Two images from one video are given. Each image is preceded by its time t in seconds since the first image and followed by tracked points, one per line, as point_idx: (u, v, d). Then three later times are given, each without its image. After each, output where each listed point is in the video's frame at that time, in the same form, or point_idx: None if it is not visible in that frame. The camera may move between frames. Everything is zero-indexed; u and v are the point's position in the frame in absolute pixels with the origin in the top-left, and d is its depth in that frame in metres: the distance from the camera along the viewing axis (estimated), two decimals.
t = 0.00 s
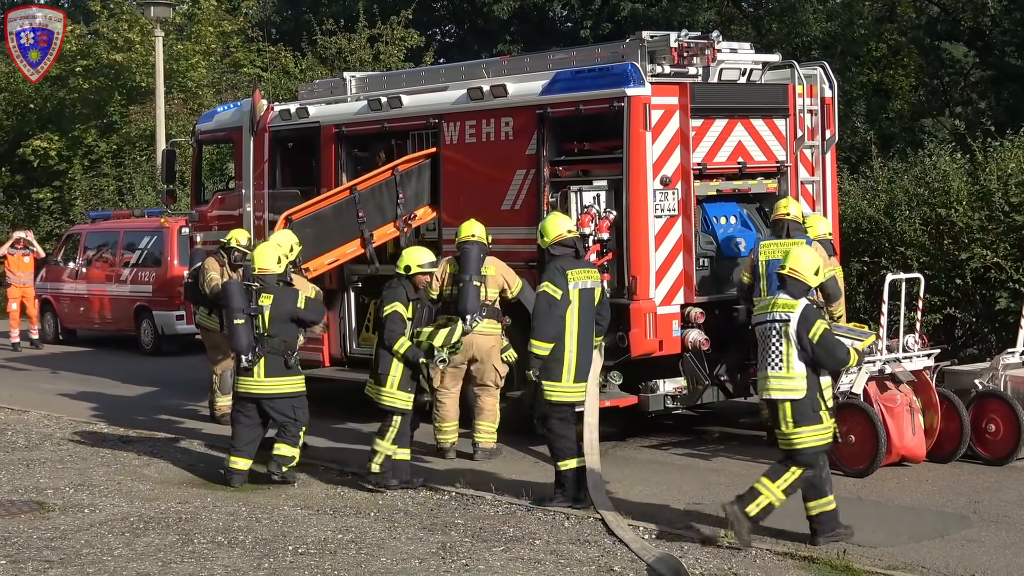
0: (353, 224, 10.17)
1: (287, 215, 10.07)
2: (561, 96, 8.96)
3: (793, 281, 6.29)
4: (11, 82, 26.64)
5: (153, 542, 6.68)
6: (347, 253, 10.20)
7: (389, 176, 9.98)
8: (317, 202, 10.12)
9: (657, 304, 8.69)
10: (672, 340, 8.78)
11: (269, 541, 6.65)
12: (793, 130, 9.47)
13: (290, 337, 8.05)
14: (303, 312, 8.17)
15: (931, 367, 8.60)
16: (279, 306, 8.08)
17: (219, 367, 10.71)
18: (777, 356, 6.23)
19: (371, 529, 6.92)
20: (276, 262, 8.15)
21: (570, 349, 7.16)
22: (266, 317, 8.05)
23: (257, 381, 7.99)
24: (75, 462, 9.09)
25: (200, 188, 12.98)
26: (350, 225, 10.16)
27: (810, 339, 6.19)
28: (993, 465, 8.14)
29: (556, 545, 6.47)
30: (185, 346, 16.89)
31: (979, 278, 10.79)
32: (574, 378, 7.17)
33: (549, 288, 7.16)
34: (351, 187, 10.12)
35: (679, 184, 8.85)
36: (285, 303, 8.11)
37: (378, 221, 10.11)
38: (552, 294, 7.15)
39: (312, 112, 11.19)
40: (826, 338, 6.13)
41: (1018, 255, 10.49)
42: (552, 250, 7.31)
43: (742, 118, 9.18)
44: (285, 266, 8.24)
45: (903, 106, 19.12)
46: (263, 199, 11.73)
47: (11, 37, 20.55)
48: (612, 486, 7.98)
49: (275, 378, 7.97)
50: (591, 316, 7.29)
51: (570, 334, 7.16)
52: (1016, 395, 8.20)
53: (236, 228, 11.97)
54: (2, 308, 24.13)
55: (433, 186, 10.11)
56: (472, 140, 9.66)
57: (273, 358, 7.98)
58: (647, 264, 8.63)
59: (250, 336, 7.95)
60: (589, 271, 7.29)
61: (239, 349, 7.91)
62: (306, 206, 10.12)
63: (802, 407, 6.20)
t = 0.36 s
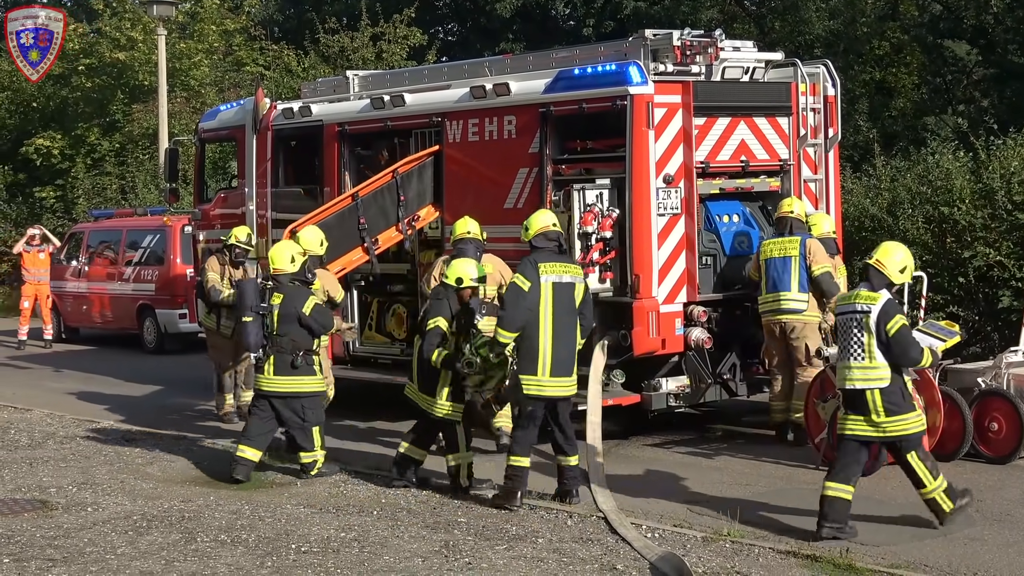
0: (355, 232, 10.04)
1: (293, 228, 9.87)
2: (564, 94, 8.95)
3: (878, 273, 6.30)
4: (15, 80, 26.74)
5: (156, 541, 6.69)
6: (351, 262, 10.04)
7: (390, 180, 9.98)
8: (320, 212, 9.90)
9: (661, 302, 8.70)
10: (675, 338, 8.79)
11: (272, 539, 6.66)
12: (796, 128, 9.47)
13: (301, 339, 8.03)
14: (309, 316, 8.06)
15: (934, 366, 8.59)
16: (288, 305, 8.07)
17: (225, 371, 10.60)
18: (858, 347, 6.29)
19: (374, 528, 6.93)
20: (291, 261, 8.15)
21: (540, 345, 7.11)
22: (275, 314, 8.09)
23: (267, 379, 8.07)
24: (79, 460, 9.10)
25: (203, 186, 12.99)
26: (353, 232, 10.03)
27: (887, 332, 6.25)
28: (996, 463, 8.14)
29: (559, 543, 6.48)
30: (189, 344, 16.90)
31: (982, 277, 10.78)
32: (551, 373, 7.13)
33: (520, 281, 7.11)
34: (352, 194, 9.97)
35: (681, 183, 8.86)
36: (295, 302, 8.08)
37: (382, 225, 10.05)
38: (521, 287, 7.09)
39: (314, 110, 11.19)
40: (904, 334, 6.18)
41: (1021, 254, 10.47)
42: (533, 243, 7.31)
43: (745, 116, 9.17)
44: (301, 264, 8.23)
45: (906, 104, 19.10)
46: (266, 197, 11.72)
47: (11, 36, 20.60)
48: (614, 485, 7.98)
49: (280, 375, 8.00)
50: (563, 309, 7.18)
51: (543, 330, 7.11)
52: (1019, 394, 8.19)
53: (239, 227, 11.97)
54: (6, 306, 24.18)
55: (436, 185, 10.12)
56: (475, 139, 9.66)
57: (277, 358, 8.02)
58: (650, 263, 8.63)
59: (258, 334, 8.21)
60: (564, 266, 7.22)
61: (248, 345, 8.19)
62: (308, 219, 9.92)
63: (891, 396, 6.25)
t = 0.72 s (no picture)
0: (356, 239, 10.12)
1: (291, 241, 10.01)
2: (567, 94, 8.94)
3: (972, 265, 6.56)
4: (18, 79, 26.78)
5: (158, 540, 6.69)
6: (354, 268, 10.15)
7: (388, 186, 10.03)
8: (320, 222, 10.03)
9: (662, 302, 8.69)
10: (677, 338, 8.79)
11: (274, 538, 6.66)
12: (798, 128, 9.47)
13: (327, 332, 8.24)
14: (335, 310, 8.24)
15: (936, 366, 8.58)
16: (314, 299, 8.23)
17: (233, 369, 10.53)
18: (946, 336, 6.49)
19: (375, 526, 6.93)
20: (318, 253, 8.30)
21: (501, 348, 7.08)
22: (303, 307, 8.24)
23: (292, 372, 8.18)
24: (80, 459, 9.10)
25: (205, 185, 12.99)
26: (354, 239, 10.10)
27: (977, 325, 6.47)
28: (998, 464, 8.14)
29: (561, 543, 6.48)
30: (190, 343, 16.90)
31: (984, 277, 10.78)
32: (515, 374, 7.06)
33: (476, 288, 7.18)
34: (351, 202, 10.07)
35: (683, 182, 8.86)
36: (320, 296, 8.24)
37: (382, 230, 10.11)
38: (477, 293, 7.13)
39: (316, 109, 11.20)
40: (994, 326, 6.42)
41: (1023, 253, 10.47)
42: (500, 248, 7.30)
43: (747, 116, 9.17)
44: (328, 256, 8.35)
45: (908, 104, 19.10)
46: (268, 196, 11.73)
47: (11, 36, 20.61)
48: (615, 484, 7.98)
49: (305, 368, 8.14)
50: (523, 310, 7.10)
51: (501, 333, 7.07)
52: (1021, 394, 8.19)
53: (241, 225, 11.98)
54: (7, 304, 24.20)
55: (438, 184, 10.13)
56: (477, 138, 9.66)
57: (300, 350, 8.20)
58: (652, 263, 8.63)
59: (284, 326, 8.50)
60: (519, 266, 7.12)
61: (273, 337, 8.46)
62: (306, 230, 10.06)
63: (968, 387, 6.47)
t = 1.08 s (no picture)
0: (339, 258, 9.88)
1: (275, 254, 9.62)
2: (568, 94, 8.94)
3: None
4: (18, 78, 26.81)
5: (158, 540, 6.69)
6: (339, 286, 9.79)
7: (369, 203, 10.03)
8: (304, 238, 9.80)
9: (662, 302, 8.69)
10: (676, 338, 8.78)
11: (273, 538, 6.66)
12: (798, 129, 9.48)
13: (344, 328, 8.30)
14: (351, 304, 8.31)
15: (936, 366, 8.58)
16: (329, 295, 8.31)
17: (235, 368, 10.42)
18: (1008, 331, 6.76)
19: (375, 527, 6.93)
20: (331, 249, 8.38)
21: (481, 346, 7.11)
22: (319, 304, 8.32)
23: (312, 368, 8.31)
24: (80, 459, 9.10)
25: (205, 185, 12.99)
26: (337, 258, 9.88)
27: None
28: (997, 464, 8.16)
29: (561, 543, 6.48)
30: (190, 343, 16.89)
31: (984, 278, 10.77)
32: (489, 373, 7.05)
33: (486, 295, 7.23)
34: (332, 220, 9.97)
35: (684, 182, 8.86)
36: (335, 292, 8.32)
37: (366, 247, 10.01)
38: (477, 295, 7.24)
39: (316, 109, 11.19)
40: None
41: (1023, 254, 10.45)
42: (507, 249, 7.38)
43: (747, 117, 9.17)
44: (341, 253, 8.43)
45: (908, 104, 19.09)
46: (268, 196, 11.73)
47: (11, 36, 20.62)
48: (614, 485, 7.98)
49: (324, 364, 8.26)
50: (504, 312, 7.10)
51: (484, 331, 7.13)
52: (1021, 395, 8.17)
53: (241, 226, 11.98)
54: (7, 304, 24.18)
55: (439, 185, 10.15)
56: (477, 138, 9.66)
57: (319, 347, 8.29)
58: (652, 263, 8.63)
59: (301, 324, 8.61)
60: (511, 268, 7.17)
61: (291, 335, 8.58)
62: (291, 244, 9.61)
63: None
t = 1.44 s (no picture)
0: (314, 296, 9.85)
1: (257, 284, 9.87)
2: (566, 95, 8.94)
3: None
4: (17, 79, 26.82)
5: (157, 540, 6.69)
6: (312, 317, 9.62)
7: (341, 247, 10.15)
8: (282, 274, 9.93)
9: (661, 303, 8.70)
10: (676, 339, 8.79)
11: (272, 539, 6.66)
12: (797, 129, 9.48)
13: (356, 323, 8.33)
14: (363, 299, 8.34)
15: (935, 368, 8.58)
16: (341, 291, 8.34)
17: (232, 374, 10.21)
18: None
19: (374, 528, 6.92)
20: (344, 247, 8.44)
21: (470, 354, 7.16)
22: (330, 300, 8.35)
23: (325, 363, 8.33)
24: (79, 460, 9.10)
25: (204, 186, 12.98)
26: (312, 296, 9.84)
27: None
28: (996, 465, 8.18)
29: (559, 544, 6.48)
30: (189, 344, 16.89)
31: (983, 279, 10.78)
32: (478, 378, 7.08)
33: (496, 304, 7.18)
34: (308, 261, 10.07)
35: (682, 184, 8.86)
36: (347, 288, 8.34)
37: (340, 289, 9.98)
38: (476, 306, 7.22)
39: (315, 111, 11.19)
40: None
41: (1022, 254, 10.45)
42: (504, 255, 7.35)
43: (746, 117, 9.17)
44: (353, 251, 8.49)
45: (907, 105, 19.11)
46: (267, 198, 11.73)
47: (11, 36, 20.61)
48: (613, 485, 7.99)
49: (336, 360, 8.27)
50: (491, 319, 7.07)
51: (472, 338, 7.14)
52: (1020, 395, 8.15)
53: (240, 227, 11.98)
54: (6, 305, 24.18)
55: (437, 186, 10.14)
56: (476, 139, 9.67)
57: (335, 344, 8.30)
58: (650, 264, 8.62)
59: (313, 319, 8.61)
60: (498, 277, 7.15)
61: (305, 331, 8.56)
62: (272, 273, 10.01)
63: None
